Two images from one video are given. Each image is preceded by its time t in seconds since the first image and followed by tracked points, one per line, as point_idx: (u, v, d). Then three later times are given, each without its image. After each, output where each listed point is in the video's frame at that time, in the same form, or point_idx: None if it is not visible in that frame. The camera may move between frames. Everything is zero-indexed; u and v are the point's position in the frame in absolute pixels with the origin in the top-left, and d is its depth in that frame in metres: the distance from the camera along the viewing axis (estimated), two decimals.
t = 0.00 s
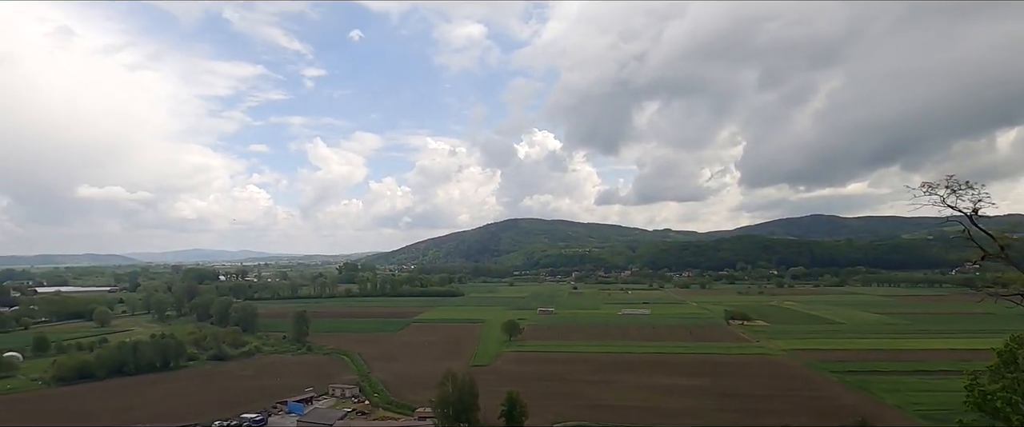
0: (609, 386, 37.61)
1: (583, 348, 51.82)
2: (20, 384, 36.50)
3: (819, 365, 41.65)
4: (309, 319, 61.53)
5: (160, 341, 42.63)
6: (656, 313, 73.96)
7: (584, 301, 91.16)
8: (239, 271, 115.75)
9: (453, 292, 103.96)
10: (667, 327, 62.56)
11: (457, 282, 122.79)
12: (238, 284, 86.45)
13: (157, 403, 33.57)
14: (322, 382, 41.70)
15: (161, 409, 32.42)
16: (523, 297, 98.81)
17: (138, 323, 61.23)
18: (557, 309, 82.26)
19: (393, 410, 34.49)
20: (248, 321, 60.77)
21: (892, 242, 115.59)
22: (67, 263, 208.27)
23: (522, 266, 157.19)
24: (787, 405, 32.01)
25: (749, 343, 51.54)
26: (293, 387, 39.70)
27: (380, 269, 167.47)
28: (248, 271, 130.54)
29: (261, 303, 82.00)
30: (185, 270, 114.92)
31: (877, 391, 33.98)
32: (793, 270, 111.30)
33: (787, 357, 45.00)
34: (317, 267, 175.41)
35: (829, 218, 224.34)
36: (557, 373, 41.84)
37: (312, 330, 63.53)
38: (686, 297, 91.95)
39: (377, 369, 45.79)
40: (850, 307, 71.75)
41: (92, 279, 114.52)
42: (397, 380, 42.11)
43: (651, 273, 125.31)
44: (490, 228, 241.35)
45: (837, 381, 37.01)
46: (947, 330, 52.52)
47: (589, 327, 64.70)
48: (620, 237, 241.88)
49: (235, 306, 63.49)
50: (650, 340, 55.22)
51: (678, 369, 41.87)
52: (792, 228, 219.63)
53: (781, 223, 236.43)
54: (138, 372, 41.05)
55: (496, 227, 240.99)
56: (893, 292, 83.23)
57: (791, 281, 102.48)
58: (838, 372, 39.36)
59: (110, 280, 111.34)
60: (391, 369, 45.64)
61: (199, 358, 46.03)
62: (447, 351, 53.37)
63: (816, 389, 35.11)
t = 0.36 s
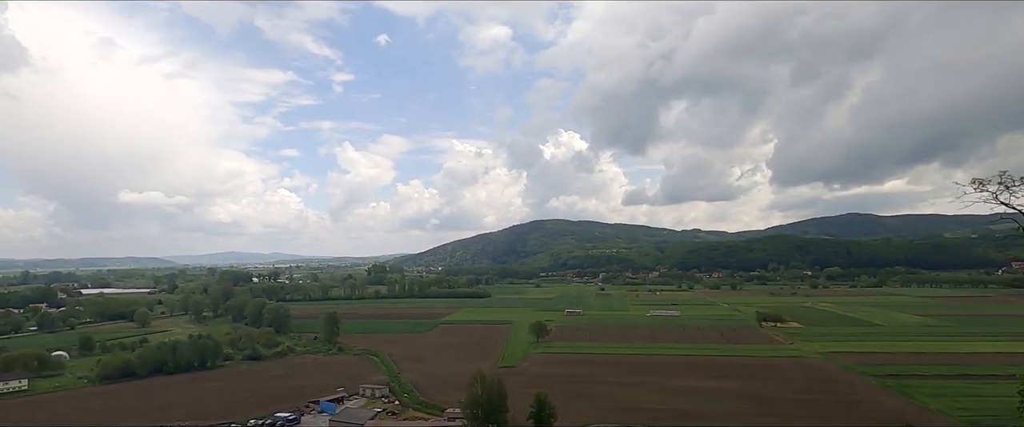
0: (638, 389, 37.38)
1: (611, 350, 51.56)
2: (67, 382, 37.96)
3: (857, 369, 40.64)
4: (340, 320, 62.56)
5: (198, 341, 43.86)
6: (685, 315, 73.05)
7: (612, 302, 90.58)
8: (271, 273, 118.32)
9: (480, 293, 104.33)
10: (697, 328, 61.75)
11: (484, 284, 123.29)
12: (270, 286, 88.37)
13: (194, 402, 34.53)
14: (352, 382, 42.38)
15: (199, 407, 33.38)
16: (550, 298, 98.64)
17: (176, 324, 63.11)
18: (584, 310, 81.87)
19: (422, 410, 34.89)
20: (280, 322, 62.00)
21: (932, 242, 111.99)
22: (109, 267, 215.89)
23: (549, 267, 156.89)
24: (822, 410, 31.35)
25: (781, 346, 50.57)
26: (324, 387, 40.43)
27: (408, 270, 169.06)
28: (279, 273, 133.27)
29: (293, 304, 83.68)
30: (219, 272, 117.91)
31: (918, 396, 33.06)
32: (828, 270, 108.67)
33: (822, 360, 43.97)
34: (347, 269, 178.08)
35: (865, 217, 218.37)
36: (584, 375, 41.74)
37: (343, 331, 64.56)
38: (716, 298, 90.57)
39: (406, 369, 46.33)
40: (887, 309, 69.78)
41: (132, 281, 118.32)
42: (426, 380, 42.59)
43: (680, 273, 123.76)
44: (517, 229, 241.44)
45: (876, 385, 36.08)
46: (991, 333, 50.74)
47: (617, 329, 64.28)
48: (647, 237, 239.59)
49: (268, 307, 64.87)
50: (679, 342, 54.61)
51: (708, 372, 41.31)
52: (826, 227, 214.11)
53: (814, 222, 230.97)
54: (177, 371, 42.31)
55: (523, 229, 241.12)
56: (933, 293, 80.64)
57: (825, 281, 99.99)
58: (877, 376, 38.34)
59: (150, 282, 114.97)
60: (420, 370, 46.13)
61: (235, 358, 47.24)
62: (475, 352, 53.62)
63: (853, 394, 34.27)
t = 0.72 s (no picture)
0: (662, 390, 37.14)
1: (634, 351, 51.24)
2: (103, 379, 39.07)
3: (889, 371, 39.77)
4: (364, 320, 63.30)
5: (227, 339, 44.75)
6: (710, 315, 72.22)
7: (635, 303, 89.96)
8: (297, 272, 120.22)
9: (503, 293, 104.51)
10: (722, 329, 60.94)
11: (506, 283, 123.49)
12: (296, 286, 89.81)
13: (224, 399, 35.23)
14: (377, 381, 42.86)
15: (228, 405, 34.06)
16: (572, 298, 98.36)
17: (206, 323, 64.52)
18: (607, 310, 81.43)
19: (446, 410, 35.11)
20: (307, 321, 62.92)
21: (967, 241, 108.89)
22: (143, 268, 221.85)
23: (571, 267, 156.49)
24: (853, 413, 30.74)
25: (810, 347, 49.69)
26: (350, 385, 40.95)
27: (430, 270, 170.23)
28: (305, 273, 135.22)
29: (318, 304, 84.87)
30: (246, 272, 120.10)
31: (954, 399, 32.22)
32: (857, 270, 106.40)
33: (852, 362, 42.99)
34: (370, 270, 179.92)
35: (896, 215, 213.29)
36: (608, 376, 41.55)
37: (367, 330, 65.30)
38: (741, 298, 89.27)
39: (430, 369, 46.66)
40: (920, 310, 68.08)
41: (164, 281, 121.33)
42: (450, 380, 42.84)
43: (704, 273, 122.25)
44: (538, 229, 241.19)
45: (909, 388, 35.26)
46: None
47: (640, 329, 63.81)
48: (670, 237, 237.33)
49: (295, 306, 65.92)
50: (704, 343, 54.03)
51: (734, 373, 40.80)
52: (855, 226, 209.42)
53: (843, 221, 226.28)
54: (208, 369, 43.21)
55: (544, 228, 240.74)
56: (968, 294, 78.42)
57: (855, 282, 97.79)
58: (910, 379, 37.45)
59: (180, 282, 117.73)
60: (444, 369, 46.42)
61: (263, 357, 48.15)
62: (498, 352, 53.78)
63: (885, 397, 33.45)
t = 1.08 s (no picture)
0: (688, 390, 36.75)
1: (659, 350, 50.80)
2: (138, 377, 40.20)
3: (924, 372, 38.70)
4: (388, 319, 63.89)
5: (256, 339, 45.64)
6: (736, 315, 71.18)
7: (659, 302, 89.13)
8: (322, 273, 121.93)
9: (526, 292, 104.55)
10: (749, 329, 60.01)
11: (529, 283, 123.50)
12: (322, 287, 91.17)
13: (253, 398, 35.93)
14: (402, 380, 43.23)
15: (258, 402, 34.69)
16: (595, 297, 97.90)
17: (236, 322, 65.93)
18: (631, 310, 80.81)
19: (471, 409, 35.25)
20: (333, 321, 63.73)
21: (1006, 238, 105.45)
22: (172, 269, 229.09)
23: (594, 266, 155.73)
24: (886, 414, 30.00)
25: (841, 347, 48.62)
26: (375, 384, 41.38)
27: (453, 270, 171.12)
28: (330, 273, 137.13)
29: (343, 304, 85.94)
30: (273, 273, 122.19)
31: (993, 401, 31.22)
32: (889, 268, 103.82)
33: (886, 363, 41.96)
34: (394, 270, 181.67)
35: (929, 211, 207.63)
36: (632, 376, 41.26)
37: (392, 330, 65.89)
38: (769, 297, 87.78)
39: (455, 368, 46.89)
40: (956, 309, 66.13)
41: (195, 281, 124.41)
42: (474, 379, 42.99)
43: (730, 272, 120.64)
44: (561, 228, 240.69)
45: (946, 389, 34.28)
46: None
47: (665, 329, 63.22)
48: (695, 235, 234.64)
49: (321, 306, 66.85)
50: (730, 343, 53.32)
51: (762, 374, 40.17)
52: (886, 223, 204.41)
53: (873, 218, 221.09)
54: (238, 368, 44.14)
55: (567, 228, 240.14)
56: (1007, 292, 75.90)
57: (887, 280, 95.38)
58: (947, 380, 36.38)
59: (210, 282, 120.58)
60: (468, 369, 46.59)
61: (290, 356, 48.95)
62: (522, 352, 53.79)
63: (921, 398, 32.62)
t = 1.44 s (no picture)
0: (714, 391, 36.37)
1: (684, 350, 50.31)
2: (171, 375, 41.21)
3: (960, 374, 37.64)
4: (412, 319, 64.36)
5: (284, 338, 46.41)
6: (762, 314, 70.08)
7: (683, 301, 88.21)
8: (347, 274, 123.47)
9: (548, 292, 104.41)
10: (777, 329, 59.03)
11: (551, 283, 123.33)
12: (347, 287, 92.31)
13: (282, 396, 36.59)
14: (426, 379, 43.55)
15: (286, 401, 35.27)
16: (618, 297, 97.33)
17: (263, 322, 67.10)
18: (655, 310, 80.04)
19: (495, 409, 35.37)
20: (358, 321, 64.49)
21: None
22: (200, 270, 234.39)
23: (617, 266, 154.84)
24: (921, 417, 29.20)
25: (873, 348, 47.57)
26: (400, 383, 41.78)
27: (475, 270, 171.78)
28: (354, 274, 138.74)
29: (367, 304, 86.94)
30: (299, 273, 124.19)
31: None
32: (923, 266, 101.09)
33: (920, 364, 40.92)
34: (417, 270, 183.08)
35: (964, 208, 201.73)
36: (657, 376, 40.97)
37: (415, 329, 66.38)
38: (796, 297, 86.30)
39: (478, 368, 47.03)
40: (993, 308, 64.10)
41: (224, 282, 127.17)
42: (498, 379, 43.08)
43: (756, 271, 118.85)
44: (583, 228, 239.83)
45: (984, 391, 33.29)
46: None
47: (689, 329, 62.55)
48: (719, 234, 231.59)
49: (346, 306, 67.66)
50: (757, 343, 52.58)
51: (790, 374, 39.52)
52: (919, 221, 199.14)
53: (905, 215, 215.59)
54: (266, 367, 44.95)
55: (589, 227, 239.29)
56: None
57: (920, 278, 92.90)
58: (984, 382, 35.32)
59: (238, 283, 123.06)
60: (491, 368, 46.70)
61: (317, 355, 49.72)
62: (545, 351, 53.83)
63: (956, 401, 31.73)
